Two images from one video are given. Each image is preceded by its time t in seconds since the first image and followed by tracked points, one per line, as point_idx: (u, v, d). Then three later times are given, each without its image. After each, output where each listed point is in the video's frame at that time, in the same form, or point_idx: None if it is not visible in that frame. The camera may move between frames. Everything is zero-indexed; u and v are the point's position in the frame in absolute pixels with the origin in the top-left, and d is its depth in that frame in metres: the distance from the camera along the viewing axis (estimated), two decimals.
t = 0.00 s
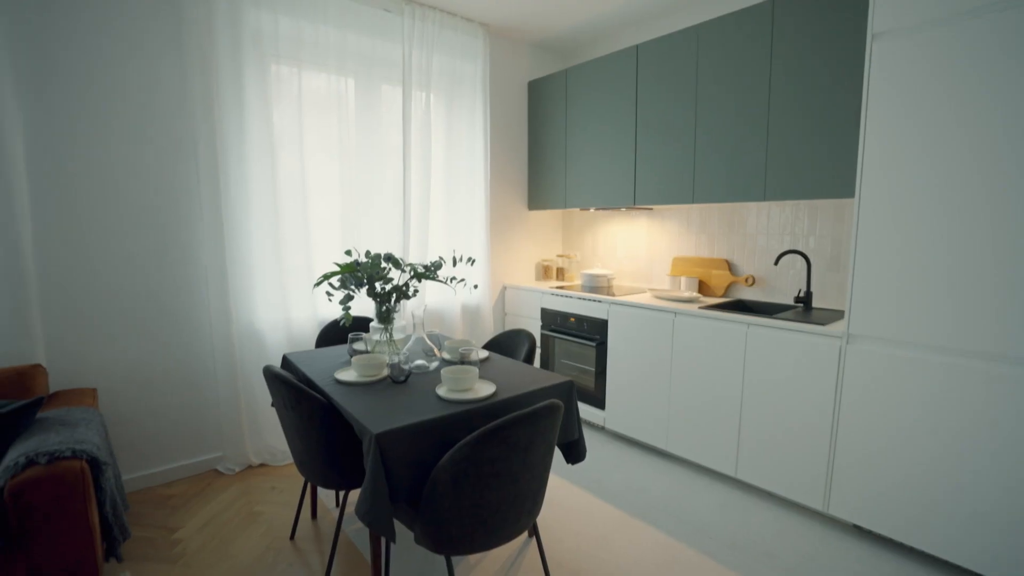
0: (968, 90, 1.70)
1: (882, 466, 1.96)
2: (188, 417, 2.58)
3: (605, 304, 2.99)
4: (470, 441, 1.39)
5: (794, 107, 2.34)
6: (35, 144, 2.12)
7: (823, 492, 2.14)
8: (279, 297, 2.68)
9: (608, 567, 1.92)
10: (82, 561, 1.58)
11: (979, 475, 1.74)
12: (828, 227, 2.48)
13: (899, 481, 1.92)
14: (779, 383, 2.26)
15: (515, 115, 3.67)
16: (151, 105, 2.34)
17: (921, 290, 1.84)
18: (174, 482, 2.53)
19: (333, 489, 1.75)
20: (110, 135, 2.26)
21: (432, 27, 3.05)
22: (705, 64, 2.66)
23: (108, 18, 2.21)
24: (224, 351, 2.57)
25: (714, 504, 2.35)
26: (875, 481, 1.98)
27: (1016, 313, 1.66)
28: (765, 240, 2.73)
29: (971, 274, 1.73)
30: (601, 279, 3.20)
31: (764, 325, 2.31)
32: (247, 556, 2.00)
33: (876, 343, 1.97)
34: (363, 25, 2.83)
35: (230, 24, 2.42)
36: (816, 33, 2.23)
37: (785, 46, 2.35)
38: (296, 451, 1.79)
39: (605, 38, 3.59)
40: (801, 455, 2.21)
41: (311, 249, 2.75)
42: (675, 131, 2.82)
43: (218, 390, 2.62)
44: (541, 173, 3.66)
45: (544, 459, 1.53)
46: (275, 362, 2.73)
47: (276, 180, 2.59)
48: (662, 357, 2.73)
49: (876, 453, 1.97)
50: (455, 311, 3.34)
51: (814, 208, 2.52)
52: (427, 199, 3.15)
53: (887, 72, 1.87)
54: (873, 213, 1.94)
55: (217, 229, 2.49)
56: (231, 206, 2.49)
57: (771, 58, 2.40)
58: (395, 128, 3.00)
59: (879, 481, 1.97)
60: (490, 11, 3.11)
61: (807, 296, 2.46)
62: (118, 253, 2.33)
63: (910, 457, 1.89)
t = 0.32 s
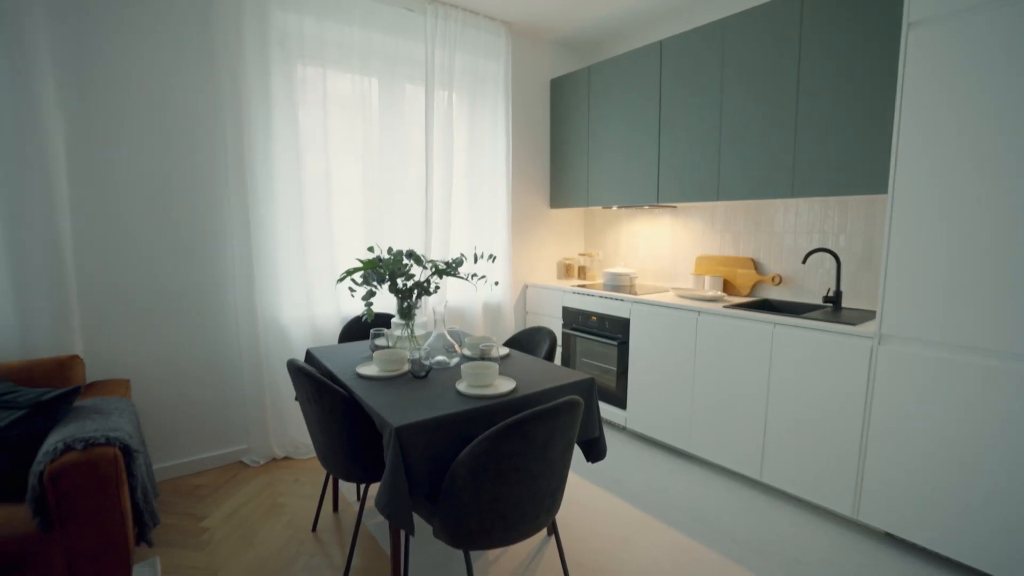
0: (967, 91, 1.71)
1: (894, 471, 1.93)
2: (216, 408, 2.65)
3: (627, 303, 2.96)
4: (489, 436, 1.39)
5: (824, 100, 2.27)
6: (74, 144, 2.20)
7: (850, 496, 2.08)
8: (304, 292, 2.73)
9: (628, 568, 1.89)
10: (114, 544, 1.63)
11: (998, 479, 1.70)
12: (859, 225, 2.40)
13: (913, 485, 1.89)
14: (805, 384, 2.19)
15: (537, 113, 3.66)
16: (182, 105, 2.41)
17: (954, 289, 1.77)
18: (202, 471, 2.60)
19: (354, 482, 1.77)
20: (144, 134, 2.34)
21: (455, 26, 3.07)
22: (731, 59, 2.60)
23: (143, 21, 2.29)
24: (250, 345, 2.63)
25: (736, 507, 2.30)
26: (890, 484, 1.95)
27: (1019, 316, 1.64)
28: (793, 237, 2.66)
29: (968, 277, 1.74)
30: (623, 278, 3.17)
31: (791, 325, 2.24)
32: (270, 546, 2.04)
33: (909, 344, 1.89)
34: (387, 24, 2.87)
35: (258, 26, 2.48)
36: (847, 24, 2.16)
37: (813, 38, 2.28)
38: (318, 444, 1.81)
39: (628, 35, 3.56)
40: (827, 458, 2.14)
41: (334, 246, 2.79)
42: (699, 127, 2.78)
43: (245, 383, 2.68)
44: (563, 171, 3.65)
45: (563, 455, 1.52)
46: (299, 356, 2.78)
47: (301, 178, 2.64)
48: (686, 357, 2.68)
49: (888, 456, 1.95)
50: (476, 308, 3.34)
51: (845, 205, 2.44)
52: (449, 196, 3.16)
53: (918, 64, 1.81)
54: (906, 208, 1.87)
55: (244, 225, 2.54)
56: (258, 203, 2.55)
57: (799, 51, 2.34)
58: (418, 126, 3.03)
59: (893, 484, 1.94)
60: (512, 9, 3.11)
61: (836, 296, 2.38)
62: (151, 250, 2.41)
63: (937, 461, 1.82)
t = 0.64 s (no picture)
0: (967, 91, 1.72)
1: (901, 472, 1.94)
2: (249, 402, 2.72)
3: (655, 303, 2.90)
4: (510, 435, 1.38)
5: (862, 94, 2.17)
6: (118, 146, 2.30)
7: (888, 507, 1.99)
8: (333, 290, 2.78)
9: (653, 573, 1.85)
10: (150, 531, 1.70)
11: None
12: (901, 223, 2.29)
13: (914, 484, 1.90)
14: (842, 390, 2.10)
15: (564, 112, 3.64)
16: (218, 108, 2.49)
17: (1005, 292, 1.67)
18: (234, 463, 2.68)
19: (378, 478, 1.79)
20: (183, 137, 2.43)
21: (482, 25, 3.07)
22: (764, 52, 2.52)
23: (182, 27, 2.38)
24: (281, 342, 2.70)
25: (767, 515, 2.22)
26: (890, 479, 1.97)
27: (1022, 315, 1.63)
28: (830, 237, 2.56)
29: (1008, 279, 1.66)
30: (651, 278, 3.11)
31: (828, 327, 2.15)
32: (298, 538, 2.08)
33: (956, 350, 1.79)
34: (414, 25, 2.90)
35: (289, 30, 2.54)
36: (890, 12, 2.06)
37: (851, 29, 2.19)
38: (343, 439, 1.84)
39: (656, 31, 3.50)
40: (865, 468, 2.05)
41: (362, 245, 2.83)
42: (730, 123, 2.70)
43: (275, 378, 2.75)
44: (590, 170, 3.61)
45: (587, 455, 1.51)
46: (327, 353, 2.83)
47: (330, 178, 2.69)
48: (715, 360, 2.61)
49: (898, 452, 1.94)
50: (501, 308, 3.34)
51: (885, 202, 2.33)
52: (475, 195, 3.17)
53: (967, 53, 1.71)
54: (953, 205, 1.77)
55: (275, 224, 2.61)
56: (288, 202, 2.61)
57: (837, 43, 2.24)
58: (445, 126, 3.05)
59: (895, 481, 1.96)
60: (538, 7, 3.10)
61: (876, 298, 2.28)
62: (188, 248, 2.50)
63: (984, 473, 1.72)
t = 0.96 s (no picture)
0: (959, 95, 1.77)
1: (907, 470, 1.94)
2: (283, 396, 2.80)
3: (687, 305, 2.83)
4: (533, 437, 1.36)
5: (910, 86, 2.06)
6: (163, 149, 2.41)
7: (935, 524, 1.87)
8: (364, 289, 2.82)
9: None
10: (186, 520, 1.76)
11: None
12: (954, 223, 2.15)
13: (923, 481, 1.89)
14: (886, 399, 1.99)
15: (595, 110, 3.59)
16: (255, 111, 2.57)
17: None
18: (268, 456, 2.76)
19: (404, 476, 1.80)
20: (222, 140, 2.52)
21: (512, 24, 3.07)
22: (804, 44, 2.42)
23: (222, 34, 2.47)
24: (313, 338, 2.76)
25: (803, 526, 2.13)
26: (898, 478, 1.97)
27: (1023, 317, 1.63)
28: (875, 237, 2.43)
29: None
30: (684, 279, 3.03)
31: (872, 332, 2.04)
32: (326, 532, 2.12)
33: (1013, 358, 1.67)
34: (445, 26, 2.92)
35: (323, 33, 2.59)
36: (925, 5, 1.99)
37: (900, 18, 2.07)
38: (371, 436, 1.86)
39: (691, 25, 3.41)
40: (911, 482, 1.93)
41: (392, 244, 2.87)
42: (767, 119, 2.60)
43: (307, 374, 2.81)
44: (622, 169, 3.56)
45: (612, 459, 1.48)
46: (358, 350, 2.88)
47: (362, 178, 2.73)
48: (750, 364, 2.52)
49: (907, 454, 1.93)
50: (529, 308, 3.32)
51: (936, 201, 2.20)
52: (505, 195, 3.17)
53: None
54: (1013, 203, 1.64)
55: (308, 224, 2.67)
56: (321, 202, 2.67)
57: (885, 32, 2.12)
58: (475, 126, 3.05)
59: (904, 480, 1.95)
60: (570, 4, 3.06)
61: (925, 302, 2.15)
62: (227, 247, 2.59)
63: None
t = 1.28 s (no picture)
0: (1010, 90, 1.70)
1: (937, 478, 1.90)
2: (324, 391, 2.89)
3: (727, 308, 2.75)
4: (566, 438, 1.35)
5: (973, 77, 1.92)
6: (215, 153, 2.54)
7: (996, 544, 1.76)
8: (402, 288, 2.87)
9: None
10: (232, 506, 1.85)
11: None
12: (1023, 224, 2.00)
13: (953, 490, 1.86)
14: (943, 411, 1.87)
15: (634, 109, 3.55)
16: (302, 116, 2.67)
17: None
18: (310, 449, 2.86)
19: (440, 473, 1.82)
20: (270, 144, 2.63)
21: (550, 25, 3.07)
22: (856, 37, 2.30)
23: (272, 42, 2.58)
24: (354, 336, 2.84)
25: (849, 541, 2.04)
26: (927, 487, 1.94)
27: None
28: (933, 239, 2.29)
29: None
30: (724, 281, 2.95)
31: (928, 339, 1.93)
32: (363, 524, 2.17)
33: None
34: (484, 29, 2.95)
35: (366, 38, 2.66)
36: None
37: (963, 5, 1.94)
38: (408, 432, 1.89)
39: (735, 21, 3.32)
40: (970, 499, 1.82)
41: (431, 244, 2.92)
42: (815, 116, 2.50)
43: (348, 370, 2.89)
44: (661, 168, 3.50)
45: (647, 464, 1.46)
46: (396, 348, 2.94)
47: (402, 179, 2.79)
48: (794, 371, 2.43)
49: (936, 462, 1.90)
50: (565, 309, 3.31)
51: (1003, 200, 2.05)
52: (542, 196, 3.16)
53: None
54: None
55: (351, 223, 2.75)
56: (361, 203, 2.74)
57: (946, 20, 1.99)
58: (513, 127, 3.07)
59: (932, 488, 1.92)
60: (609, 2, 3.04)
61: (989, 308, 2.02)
62: (274, 246, 2.70)
63: None
